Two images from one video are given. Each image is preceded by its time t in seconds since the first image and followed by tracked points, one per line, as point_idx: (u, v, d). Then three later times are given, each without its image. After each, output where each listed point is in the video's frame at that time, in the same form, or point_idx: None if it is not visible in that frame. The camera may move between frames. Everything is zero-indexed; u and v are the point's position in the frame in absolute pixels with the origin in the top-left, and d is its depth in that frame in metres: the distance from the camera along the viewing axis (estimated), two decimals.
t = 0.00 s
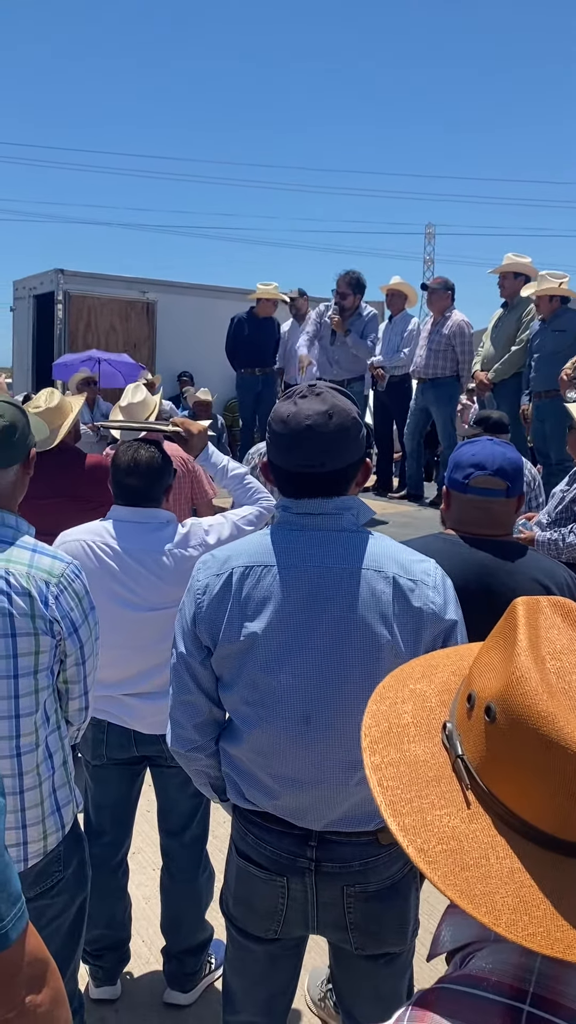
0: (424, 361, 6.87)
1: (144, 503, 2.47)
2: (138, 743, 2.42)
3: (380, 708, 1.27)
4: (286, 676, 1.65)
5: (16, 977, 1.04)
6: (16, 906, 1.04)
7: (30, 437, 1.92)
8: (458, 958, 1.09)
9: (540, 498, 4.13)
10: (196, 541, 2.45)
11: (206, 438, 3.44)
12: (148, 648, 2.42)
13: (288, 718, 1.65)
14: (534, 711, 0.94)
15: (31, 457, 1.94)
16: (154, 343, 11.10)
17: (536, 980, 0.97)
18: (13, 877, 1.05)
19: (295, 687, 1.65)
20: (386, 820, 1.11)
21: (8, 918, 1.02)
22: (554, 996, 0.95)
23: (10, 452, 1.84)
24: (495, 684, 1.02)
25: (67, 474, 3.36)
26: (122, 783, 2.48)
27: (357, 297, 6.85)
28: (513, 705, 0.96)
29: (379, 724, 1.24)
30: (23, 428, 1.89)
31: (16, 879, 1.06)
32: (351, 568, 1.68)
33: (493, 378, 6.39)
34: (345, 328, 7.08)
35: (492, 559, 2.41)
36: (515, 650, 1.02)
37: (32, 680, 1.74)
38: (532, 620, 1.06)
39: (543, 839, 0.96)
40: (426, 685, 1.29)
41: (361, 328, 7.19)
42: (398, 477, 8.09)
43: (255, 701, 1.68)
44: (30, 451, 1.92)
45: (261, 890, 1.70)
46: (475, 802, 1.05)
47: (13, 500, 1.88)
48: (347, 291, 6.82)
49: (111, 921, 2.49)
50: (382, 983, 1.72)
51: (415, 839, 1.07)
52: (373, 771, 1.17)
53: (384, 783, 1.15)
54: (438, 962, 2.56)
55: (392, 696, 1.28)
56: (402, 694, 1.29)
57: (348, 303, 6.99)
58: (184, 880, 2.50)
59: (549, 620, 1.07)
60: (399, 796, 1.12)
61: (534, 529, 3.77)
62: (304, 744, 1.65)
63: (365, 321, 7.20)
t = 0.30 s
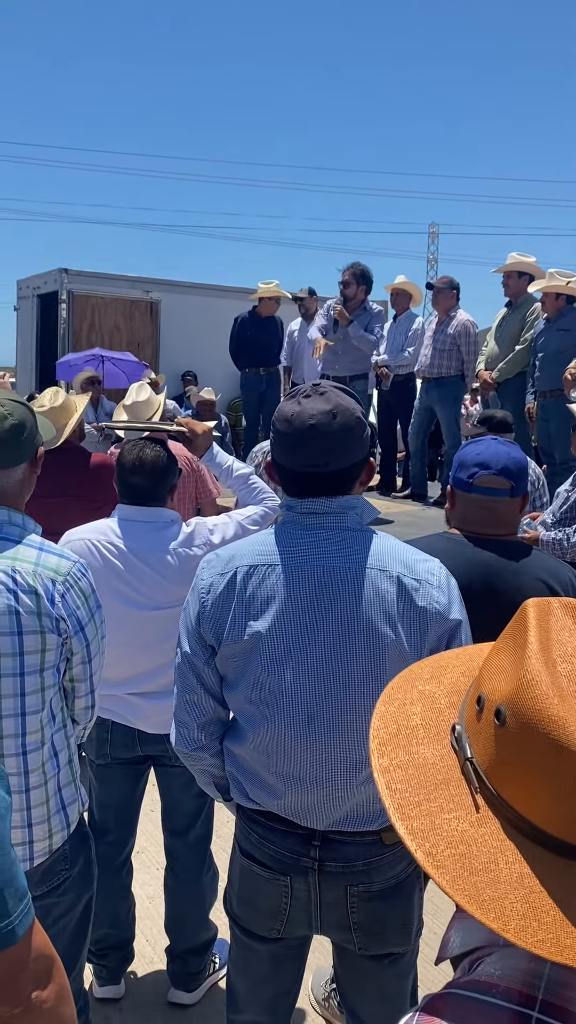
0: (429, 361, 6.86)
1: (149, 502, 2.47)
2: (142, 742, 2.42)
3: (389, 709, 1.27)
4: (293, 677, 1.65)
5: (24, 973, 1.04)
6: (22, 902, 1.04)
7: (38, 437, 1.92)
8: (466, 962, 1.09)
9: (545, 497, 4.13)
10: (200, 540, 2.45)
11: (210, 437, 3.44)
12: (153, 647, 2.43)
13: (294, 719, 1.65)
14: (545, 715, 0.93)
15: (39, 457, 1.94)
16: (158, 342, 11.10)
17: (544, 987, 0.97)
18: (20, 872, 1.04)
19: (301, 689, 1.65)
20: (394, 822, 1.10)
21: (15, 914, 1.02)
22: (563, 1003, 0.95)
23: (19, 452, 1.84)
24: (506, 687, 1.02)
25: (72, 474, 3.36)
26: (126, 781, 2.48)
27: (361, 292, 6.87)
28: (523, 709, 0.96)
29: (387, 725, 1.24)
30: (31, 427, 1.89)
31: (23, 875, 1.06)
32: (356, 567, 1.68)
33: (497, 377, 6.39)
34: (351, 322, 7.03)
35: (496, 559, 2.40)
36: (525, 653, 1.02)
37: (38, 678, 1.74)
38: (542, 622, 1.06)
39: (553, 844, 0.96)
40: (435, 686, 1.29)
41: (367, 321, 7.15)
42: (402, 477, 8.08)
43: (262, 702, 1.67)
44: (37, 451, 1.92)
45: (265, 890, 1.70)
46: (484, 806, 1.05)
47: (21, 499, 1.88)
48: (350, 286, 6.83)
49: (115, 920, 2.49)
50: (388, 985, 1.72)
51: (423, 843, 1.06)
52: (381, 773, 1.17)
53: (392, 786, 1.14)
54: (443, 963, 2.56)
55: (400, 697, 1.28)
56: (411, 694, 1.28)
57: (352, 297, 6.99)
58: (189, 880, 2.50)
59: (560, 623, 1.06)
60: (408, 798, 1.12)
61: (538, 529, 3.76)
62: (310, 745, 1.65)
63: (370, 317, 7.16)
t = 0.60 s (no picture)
0: (434, 359, 6.85)
1: (154, 500, 2.47)
2: (147, 741, 2.42)
3: (393, 709, 1.26)
4: (298, 677, 1.65)
5: (33, 968, 1.04)
6: (29, 898, 1.03)
7: (45, 436, 1.92)
8: (470, 962, 1.09)
9: (549, 496, 4.12)
10: (205, 538, 2.45)
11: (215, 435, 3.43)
12: (158, 646, 2.43)
13: (298, 718, 1.64)
14: (551, 715, 0.93)
15: (46, 456, 1.94)
16: (161, 341, 11.10)
17: (550, 988, 0.96)
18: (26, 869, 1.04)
19: (305, 688, 1.65)
20: (399, 822, 1.10)
21: (24, 910, 1.02)
22: (568, 1004, 0.94)
23: (27, 451, 1.84)
24: (511, 687, 1.02)
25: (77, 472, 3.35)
26: (131, 779, 2.48)
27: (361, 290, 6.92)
28: (528, 709, 0.96)
29: (392, 725, 1.23)
30: (39, 426, 1.89)
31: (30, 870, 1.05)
32: (362, 566, 1.68)
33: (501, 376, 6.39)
34: (345, 318, 7.02)
35: (501, 558, 2.40)
36: (531, 652, 1.01)
37: (43, 677, 1.74)
38: (548, 621, 1.05)
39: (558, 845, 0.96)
40: (440, 686, 1.28)
41: (363, 317, 7.17)
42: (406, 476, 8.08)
43: (266, 701, 1.67)
44: (44, 450, 1.92)
45: (270, 889, 1.70)
46: (489, 806, 1.04)
47: (27, 498, 1.89)
48: (349, 282, 6.90)
49: (119, 919, 2.49)
50: (392, 985, 1.71)
51: (428, 843, 1.06)
52: (385, 773, 1.16)
53: (397, 786, 1.14)
54: (447, 963, 2.56)
55: (405, 697, 1.28)
56: (416, 694, 1.28)
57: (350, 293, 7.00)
58: (193, 878, 2.50)
59: (565, 621, 1.05)
60: (413, 798, 1.12)
61: (543, 528, 3.75)
62: (314, 744, 1.64)
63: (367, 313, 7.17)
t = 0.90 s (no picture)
0: (437, 357, 6.84)
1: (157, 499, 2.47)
2: (149, 741, 2.42)
3: (391, 709, 1.26)
4: (298, 675, 1.65)
5: (38, 966, 1.04)
6: (35, 897, 1.04)
7: (50, 435, 1.92)
8: (472, 961, 1.09)
9: (552, 495, 4.11)
10: (209, 537, 2.45)
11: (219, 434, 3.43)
12: (161, 645, 2.43)
13: (299, 717, 1.65)
14: (548, 712, 0.93)
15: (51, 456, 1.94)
16: (164, 340, 11.11)
17: (550, 985, 0.96)
18: (31, 868, 1.04)
19: (306, 687, 1.65)
20: (398, 822, 1.10)
21: (29, 909, 1.02)
22: (570, 1002, 0.94)
23: (32, 452, 1.84)
24: (508, 684, 1.02)
25: (81, 472, 3.35)
26: (134, 778, 2.48)
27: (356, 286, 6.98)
28: (526, 706, 0.95)
29: (390, 725, 1.24)
30: (44, 425, 1.89)
31: (35, 869, 1.06)
32: (364, 565, 1.68)
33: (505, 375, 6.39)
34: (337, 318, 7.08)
35: (504, 557, 2.40)
36: (528, 650, 1.01)
37: (48, 677, 1.74)
38: (545, 619, 1.05)
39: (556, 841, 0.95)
40: (437, 685, 1.28)
41: (355, 314, 7.18)
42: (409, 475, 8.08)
43: (268, 700, 1.67)
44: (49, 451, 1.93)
45: (272, 889, 1.70)
46: (488, 804, 1.04)
47: (32, 499, 1.89)
48: (343, 281, 6.98)
49: (122, 919, 2.49)
50: (394, 984, 1.71)
51: (427, 842, 1.06)
52: (384, 772, 1.16)
53: (396, 786, 1.14)
54: (450, 962, 2.56)
55: (403, 697, 1.28)
56: (413, 694, 1.28)
57: (344, 291, 7.06)
58: (196, 878, 2.50)
59: (561, 619, 1.05)
60: (412, 797, 1.12)
61: (546, 527, 3.75)
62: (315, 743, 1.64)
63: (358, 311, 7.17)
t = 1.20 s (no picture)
0: (439, 356, 6.83)
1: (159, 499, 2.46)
2: (151, 740, 2.42)
3: (392, 706, 1.26)
4: (300, 673, 1.65)
5: (44, 966, 1.04)
6: (39, 897, 1.04)
7: (52, 435, 1.92)
8: (473, 959, 1.09)
9: (554, 494, 4.11)
10: (210, 536, 2.45)
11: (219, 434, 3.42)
12: (162, 644, 2.43)
13: (300, 714, 1.65)
14: (548, 709, 0.93)
15: (50, 456, 1.93)
16: (166, 340, 11.10)
17: (551, 979, 0.96)
18: (35, 868, 1.04)
19: (307, 685, 1.65)
20: (399, 818, 1.10)
21: (34, 908, 1.02)
22: (570, 996, 0.94)
23: (29, 451, 1.84)
24: (508, 681, 1.01)
25: (82, 472, 3.36)
26: (136, 777, 2.48)
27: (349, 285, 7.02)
28: (525, 703, 0.95)
29: (391, 722, 1.23)
30: (44, 425, 1.89)
31: (40, 869, 1.06)
32: (365, 564, 1.68)
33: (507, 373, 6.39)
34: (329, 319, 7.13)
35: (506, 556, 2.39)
36: (527, 646, 1.01)
37: (48, 677, 1.74)
38: (544, 616, 1.05)
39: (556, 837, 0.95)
40: (438, 682, 1.28)
41: (346, 314, 7.19)
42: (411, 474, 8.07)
43: (269, 697, 1.67)
44: (49, 451, 1.92)
45: (274, 888, 1.70)
46: (489, 800, 1.04)
47: (33, 499, 1.89)
48: (336, 281, 7.00)
49: (123, 918, 2.49)
50: (396, 983, 1.71)
51: (428, 838, 1.06)
52: (385, 768, 1.16)
53: (396, 782, 1.14)
54: (451, 961, 2.56)
55: (403, 694, 1.27)
56: (413, 691, 1.28)
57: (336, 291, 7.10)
58: (198, 877, 2.50)
59: (561, 616, 1.05)
60: (412, 793, 1.12)
61: (548, 527, 3.74)
62: (316, 740, 1.64)
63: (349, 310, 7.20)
